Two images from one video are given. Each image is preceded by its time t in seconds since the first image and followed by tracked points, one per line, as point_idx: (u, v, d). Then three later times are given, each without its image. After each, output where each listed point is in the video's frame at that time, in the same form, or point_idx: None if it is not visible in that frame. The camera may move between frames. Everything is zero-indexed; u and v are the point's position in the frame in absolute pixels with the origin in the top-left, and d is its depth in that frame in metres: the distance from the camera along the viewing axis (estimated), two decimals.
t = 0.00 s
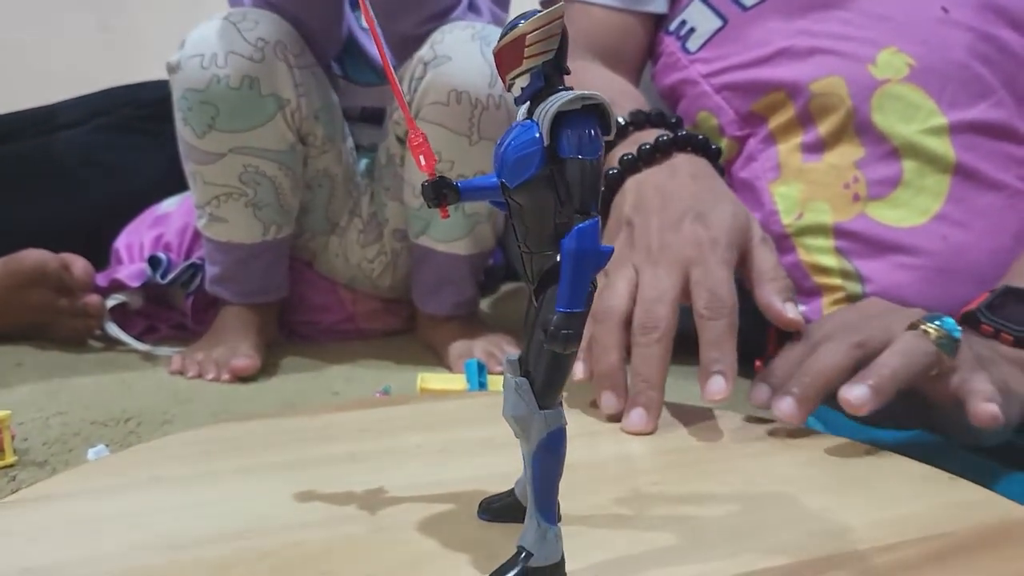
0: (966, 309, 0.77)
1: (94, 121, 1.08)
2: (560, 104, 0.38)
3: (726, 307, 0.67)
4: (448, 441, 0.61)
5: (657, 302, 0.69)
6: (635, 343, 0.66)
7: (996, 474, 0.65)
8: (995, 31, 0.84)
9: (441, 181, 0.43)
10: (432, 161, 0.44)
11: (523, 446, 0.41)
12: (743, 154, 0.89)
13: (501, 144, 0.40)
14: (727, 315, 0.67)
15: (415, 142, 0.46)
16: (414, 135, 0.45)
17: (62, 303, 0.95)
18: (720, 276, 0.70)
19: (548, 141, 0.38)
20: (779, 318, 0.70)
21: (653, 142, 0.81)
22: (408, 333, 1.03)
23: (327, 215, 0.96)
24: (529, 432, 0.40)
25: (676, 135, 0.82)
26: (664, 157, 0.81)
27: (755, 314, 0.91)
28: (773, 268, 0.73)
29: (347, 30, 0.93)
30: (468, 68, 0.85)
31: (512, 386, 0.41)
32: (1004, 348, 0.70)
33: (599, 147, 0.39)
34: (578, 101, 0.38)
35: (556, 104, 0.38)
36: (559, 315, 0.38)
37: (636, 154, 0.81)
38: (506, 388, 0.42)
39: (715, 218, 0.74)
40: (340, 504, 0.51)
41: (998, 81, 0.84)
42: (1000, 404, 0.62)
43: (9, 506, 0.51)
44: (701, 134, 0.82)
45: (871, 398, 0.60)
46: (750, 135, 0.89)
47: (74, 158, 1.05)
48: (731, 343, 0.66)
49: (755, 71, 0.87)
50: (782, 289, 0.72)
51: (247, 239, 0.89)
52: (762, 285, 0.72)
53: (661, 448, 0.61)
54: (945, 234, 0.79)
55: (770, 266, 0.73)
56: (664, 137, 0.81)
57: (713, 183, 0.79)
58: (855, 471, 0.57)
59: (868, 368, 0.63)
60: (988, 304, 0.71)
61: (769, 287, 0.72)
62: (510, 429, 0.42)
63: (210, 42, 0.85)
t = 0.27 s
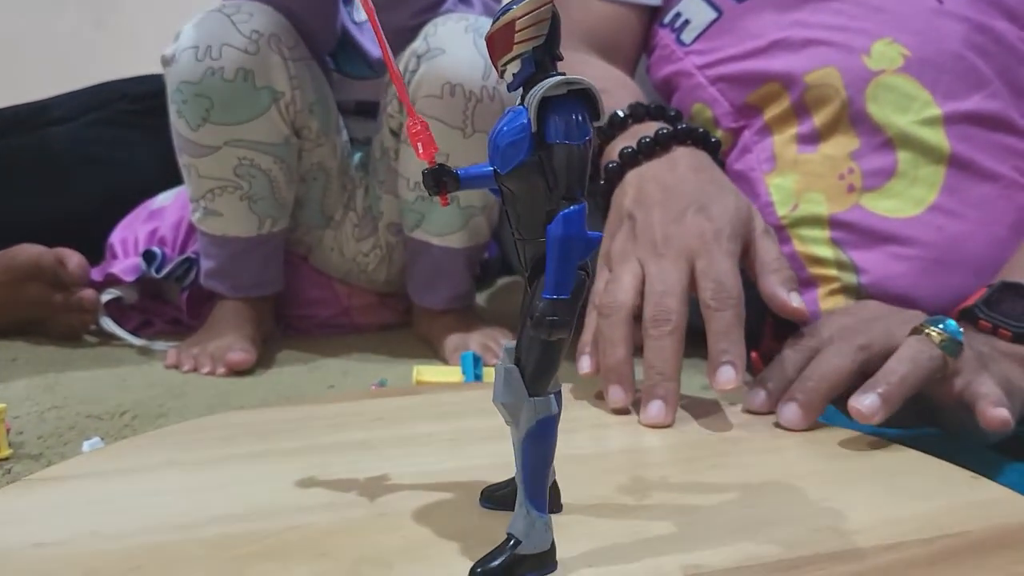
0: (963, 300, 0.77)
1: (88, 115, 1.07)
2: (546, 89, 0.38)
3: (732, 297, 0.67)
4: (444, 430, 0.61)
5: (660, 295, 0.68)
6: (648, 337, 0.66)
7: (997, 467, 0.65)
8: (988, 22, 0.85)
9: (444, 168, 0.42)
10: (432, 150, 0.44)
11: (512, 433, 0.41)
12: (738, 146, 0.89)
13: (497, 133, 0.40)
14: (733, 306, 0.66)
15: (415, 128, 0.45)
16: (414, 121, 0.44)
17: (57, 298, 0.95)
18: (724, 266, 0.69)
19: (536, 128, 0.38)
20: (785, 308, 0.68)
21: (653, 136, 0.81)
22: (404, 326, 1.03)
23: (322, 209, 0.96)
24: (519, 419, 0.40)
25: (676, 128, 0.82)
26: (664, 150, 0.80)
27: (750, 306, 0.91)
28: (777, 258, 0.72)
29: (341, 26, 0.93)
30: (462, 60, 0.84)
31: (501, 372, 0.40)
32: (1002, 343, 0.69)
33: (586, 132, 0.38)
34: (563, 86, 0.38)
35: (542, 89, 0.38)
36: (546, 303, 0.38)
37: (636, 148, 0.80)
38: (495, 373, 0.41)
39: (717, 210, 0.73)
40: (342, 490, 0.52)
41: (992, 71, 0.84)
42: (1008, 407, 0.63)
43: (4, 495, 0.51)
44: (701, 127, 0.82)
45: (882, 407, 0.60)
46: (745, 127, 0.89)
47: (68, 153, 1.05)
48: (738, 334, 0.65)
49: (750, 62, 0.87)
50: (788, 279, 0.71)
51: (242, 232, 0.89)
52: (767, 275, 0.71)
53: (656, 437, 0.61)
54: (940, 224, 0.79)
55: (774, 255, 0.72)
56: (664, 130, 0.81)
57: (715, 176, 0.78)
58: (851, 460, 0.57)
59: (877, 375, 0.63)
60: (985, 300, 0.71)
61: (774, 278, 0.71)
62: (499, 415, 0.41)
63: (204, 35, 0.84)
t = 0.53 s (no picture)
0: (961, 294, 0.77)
1: (83, 113, 1.07)
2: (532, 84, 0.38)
3: (694, 279, 0.67)
4: (440, 425, 0.61)
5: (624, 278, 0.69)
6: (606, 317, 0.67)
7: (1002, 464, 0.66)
8: (982, 17, 0.85)
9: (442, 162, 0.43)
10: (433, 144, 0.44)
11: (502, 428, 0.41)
12: (733, 142, 0.89)
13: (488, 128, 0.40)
14: (695, 288, 0.67)
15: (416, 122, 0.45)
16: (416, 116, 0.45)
17: (53, 296, 0.95)
18: (688, 252, 0.69)
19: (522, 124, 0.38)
20: (750, 297, 0.69)
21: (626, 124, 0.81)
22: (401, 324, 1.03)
23: (318, 206, 0.96)
24: (508, 413, 0.40)
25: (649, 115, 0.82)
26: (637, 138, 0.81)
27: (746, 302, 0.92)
28: (745, 246, 0.73)
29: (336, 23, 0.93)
30: (457, 56, 0.84)
31: (491, 368, 0.41)
32: (1003, 337, 0.69)
33: (573, 126, 0.38)
34: (548, 82, 0.38)
35: (527, 84, 0.38)
36: (529, 298, 0.38)
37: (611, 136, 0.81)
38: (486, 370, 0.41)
39: (686, 196, 0.74)
40: (346, 482, 0.52)
41: (986, 66, 0.84)
42: None
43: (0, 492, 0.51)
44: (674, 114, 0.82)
45: (920, 409, 0.60)
46: (741, 123, 0.88)
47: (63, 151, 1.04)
48: (698, 316, 0.66)
49: (745, 58, 0.87)
50: (753, 267, 0.72)
51: (238, 231, 0.89)
52: (735, 262, 0.72)
53: (653, 433, 0.61)
54: (935, 219, 0.79)
55: (742, 243, 0.73)
56: (637, 117, 0.81)
57: (686, 163, 0.79)
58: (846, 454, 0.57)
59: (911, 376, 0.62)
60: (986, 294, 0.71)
61: (741, 267, 0.71)
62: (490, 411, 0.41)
63: (198, 32, 0.84)
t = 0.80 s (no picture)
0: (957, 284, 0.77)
1: (78, 108, 1.07)
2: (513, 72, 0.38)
3: (613, 282, 0.70)
4: (436, 415, 0.61)
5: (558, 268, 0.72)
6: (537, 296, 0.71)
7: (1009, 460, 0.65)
8: (976, 9, 0.85)
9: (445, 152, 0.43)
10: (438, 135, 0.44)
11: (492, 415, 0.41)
12: (728, 134, 0.89)
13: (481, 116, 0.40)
14: (613, 290, 0.70)
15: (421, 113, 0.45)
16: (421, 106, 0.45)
17: (48, 291, 0.95)
18: (621, 255, 0.72)
19: (508, 111, 0.38)
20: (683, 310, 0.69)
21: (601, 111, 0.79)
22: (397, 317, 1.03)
23: (313, 200, 0.96)
24: (496, 400, 0.40)
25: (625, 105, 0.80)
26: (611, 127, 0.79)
27: (741, 294, 0.92)
28: (690, 254, 0.74)
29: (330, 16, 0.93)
30: (451, 48, 0.84)
31: (481, 354, 0.41)
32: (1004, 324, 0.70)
33: (556, 112, 0.38)
34: (531, 67, 0.38)
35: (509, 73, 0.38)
36: (513, 286, 0.38)
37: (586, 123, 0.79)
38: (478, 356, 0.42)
39: (635, 198, 0.76)
40: (352, 469, 0.52)
41: (980, 57, 0.84)
42: None
43: None
44: (650, 105, 0.80)
45: (964, 409, 0.58)
46: (736, 115, 0.89)
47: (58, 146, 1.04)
48: (608, 316, 0.68)
49: (739, 50, 0.88)
50: (691, 280, 0.72)
51: (232, 223, 0.89)
52: (675, 273, 0.72)
53: (648, 423, 0.61)
54: (928, 211, 0.79)
55: (688, 252, 0.74)
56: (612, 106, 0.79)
57: (650, 160, 0.81)
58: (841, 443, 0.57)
59: (952, 373, 0.61)
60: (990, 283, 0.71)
61: (680, 275, 0.72)
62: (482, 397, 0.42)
63: (189, 23, 0.84)
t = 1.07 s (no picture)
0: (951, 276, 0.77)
1: (72, 105, 1.07)
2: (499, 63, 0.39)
3: (620, 285, 0.70)
4: (433, 409, 0.61)
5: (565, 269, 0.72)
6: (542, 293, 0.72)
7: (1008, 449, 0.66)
8: (970, 3, 0.85)
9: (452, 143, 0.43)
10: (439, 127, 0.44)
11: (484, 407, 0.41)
12: (723, 130, 0.89)
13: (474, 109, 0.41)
14: (619, 291, 0.70)
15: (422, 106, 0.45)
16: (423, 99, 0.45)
17: (43, 288, 0.94)
18: (625, 255, 0.72)
19: (497, 103, 0.39)
20: (688, 311, 0.69)
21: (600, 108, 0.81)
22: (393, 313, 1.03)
23: (308, 196, 0.96)
24: (487, 391, 0.40)
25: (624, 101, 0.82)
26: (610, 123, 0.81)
27: (738, 289, 0.92)
28: (694, 255, 0.75)
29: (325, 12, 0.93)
30: (446, 43, 0.84)
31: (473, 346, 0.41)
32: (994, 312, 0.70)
33: (543, 104, 0.38)
34: (516, 59, 0.38)
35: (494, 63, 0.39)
36: (500, 276, 0.37)
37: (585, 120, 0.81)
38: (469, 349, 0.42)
39: (640, 198, 0.77)
40: (356, 458, 0.53)
41: (974, 53, 0.84)
42: None
43: None
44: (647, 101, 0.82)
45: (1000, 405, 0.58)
46: (730, 110, 0.89)
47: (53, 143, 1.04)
48: (616, 318, 0.68)
49: (734, 45, 0.88)
50: (695, 281, 0.72)
51: (227, 219, 0.89)
52: (680, 274, 0.73)
53: (644, 416, 0.61)
54: (923, 205, 0.79)
55: (691, 253, 0.75)
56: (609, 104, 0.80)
57: (650, 156, 0.81)
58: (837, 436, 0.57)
59: (981, 371, 0.60)
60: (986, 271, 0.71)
61: (684, 277, 0.72)
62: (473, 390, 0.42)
63: (184, 18, 0.84)
